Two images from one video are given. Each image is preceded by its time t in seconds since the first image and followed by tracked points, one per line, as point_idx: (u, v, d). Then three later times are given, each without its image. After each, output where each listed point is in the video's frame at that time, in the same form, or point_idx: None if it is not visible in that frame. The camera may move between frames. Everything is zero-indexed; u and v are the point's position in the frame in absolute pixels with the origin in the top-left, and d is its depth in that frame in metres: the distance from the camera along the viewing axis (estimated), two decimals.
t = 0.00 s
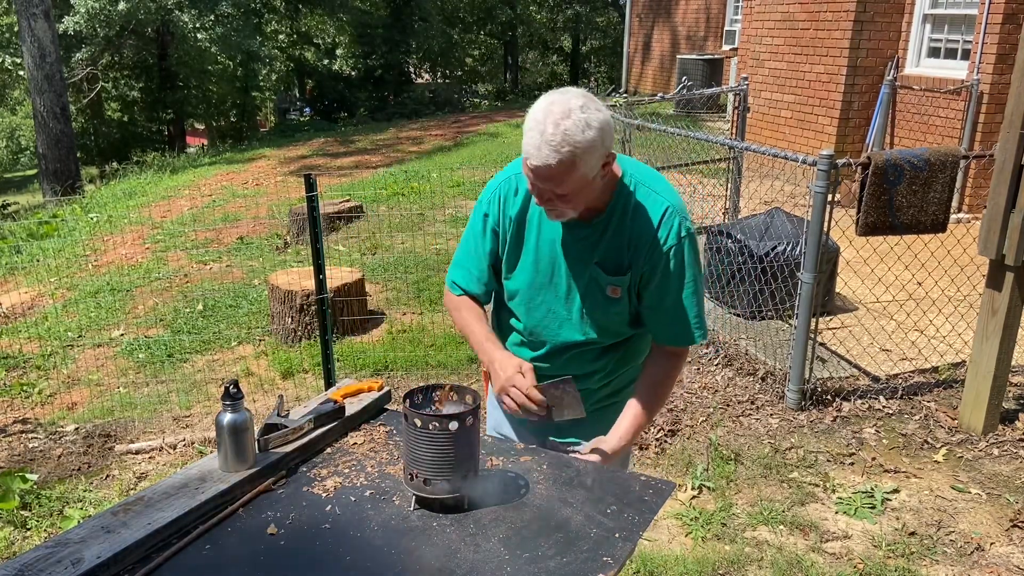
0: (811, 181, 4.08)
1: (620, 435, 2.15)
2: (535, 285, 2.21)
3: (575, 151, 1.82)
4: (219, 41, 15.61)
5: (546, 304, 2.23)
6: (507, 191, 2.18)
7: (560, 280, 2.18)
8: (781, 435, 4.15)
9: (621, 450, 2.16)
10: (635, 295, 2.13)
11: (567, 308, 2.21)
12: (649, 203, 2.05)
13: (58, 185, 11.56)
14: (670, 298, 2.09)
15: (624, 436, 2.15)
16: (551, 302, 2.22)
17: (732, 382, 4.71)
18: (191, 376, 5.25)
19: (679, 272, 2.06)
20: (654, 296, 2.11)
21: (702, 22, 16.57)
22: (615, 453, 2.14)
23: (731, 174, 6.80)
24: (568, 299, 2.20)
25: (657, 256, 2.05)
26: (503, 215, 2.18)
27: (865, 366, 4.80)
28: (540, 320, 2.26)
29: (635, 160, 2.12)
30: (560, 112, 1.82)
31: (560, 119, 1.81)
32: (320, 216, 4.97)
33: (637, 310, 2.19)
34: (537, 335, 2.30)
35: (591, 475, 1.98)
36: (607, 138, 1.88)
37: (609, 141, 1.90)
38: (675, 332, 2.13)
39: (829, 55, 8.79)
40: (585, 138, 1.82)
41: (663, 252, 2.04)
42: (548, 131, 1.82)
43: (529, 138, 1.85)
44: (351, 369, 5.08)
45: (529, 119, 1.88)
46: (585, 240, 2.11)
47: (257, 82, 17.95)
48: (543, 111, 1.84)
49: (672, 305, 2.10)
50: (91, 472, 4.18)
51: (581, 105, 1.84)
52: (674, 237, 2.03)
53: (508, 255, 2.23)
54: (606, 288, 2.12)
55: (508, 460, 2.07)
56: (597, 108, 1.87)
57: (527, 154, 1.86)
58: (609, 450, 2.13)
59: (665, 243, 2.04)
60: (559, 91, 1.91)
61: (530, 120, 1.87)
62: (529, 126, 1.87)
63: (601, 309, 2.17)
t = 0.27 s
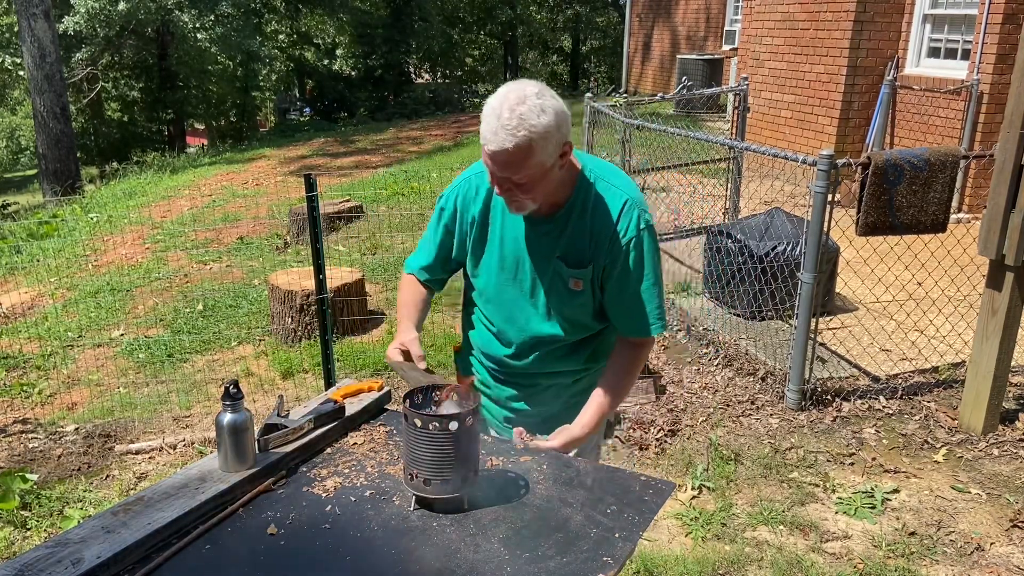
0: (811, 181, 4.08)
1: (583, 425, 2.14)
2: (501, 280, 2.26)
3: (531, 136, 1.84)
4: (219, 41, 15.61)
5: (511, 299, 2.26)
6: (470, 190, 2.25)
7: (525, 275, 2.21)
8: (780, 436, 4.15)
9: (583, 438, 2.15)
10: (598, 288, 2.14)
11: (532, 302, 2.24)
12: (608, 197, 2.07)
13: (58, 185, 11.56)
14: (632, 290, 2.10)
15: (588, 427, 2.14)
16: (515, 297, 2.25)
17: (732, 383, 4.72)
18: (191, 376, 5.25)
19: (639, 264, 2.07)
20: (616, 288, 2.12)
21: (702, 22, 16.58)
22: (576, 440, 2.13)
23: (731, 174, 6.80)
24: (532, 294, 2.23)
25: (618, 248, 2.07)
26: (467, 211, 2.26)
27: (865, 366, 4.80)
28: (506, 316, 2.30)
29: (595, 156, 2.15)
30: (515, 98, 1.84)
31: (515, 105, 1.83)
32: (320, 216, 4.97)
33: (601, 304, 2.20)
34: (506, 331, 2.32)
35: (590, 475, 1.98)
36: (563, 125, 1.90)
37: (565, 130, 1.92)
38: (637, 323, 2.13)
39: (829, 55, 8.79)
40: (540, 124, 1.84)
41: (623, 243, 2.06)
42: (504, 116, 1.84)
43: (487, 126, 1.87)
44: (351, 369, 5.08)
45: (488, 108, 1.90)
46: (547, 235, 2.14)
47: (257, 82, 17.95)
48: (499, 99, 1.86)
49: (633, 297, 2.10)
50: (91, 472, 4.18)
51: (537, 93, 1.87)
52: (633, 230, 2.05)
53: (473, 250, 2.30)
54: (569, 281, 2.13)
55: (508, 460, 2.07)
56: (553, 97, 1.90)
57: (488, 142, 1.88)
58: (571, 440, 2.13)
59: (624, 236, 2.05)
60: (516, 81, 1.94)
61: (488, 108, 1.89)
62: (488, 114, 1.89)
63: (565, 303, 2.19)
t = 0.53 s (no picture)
0: (811, 181, 4.08)
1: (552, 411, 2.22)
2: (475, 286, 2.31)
3: (499, 144, 1.86)
4: (219, 41, 15.61)
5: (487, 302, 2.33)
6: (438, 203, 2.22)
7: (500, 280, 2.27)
8: (781, 436, 4.15)
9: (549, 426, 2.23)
10: (570, 287, 2.24)
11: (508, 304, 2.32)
12: (576, 197, 2.16)
13: (58, 185, 11.56)
14: (601, 284, 2.21)
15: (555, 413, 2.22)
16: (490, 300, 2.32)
17: (732, 383, 4.72)
18: (191, 376, 5.25)
19: (609, 258, 2.19)
20: (587, 283, 2.22)
21: (702, 22, 16.58)
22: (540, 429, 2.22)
23: (731, 174, 6.80)
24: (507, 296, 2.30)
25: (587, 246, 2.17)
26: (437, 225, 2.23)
27: (865, 366, 4.80)
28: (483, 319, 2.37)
29: (556, 156, 2.23)
30: (481, 108, 1.87)
31: (482, 114, 1.86)
32: (320, 216, 4.97)
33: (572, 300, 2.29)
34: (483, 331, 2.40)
35: (589, 475, 1.99)
36: (528, 132, 1.94)
37: (530, 136, 1.96)
38: (608, 314, 2.24)
39: (829, 55, 8.79)
40: (508, 131, 1.87)
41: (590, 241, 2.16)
42: (472, 125, 1.86)
43: (454, 136, 1.89)
44: (351, 369, 5.08)
45: (454, 118, 1.92)
46: (520, 240, 2.20)
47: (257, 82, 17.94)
48: (465, 109, 1.89)
49: (603, 291, 2.21)
50: (91, 472, 4.18)
51: (502, 101, 1.90)
52: (599, 227, 2.16)
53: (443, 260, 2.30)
54: (543, 282, 2.22)
55: (508, 460, 2.06)
56: (517, 105, 1.94)
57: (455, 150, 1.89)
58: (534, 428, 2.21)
59: (593, 234, 2.16)
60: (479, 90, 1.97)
61: (454, 117, 1.91)
62: (454, 123, 1.91)
63: (539, 302, 2.28)
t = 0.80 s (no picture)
0: (811, 181, 4.08)
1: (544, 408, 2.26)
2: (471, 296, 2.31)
3: (486, 167, 1.87)
4: (219, 41, 15.60)
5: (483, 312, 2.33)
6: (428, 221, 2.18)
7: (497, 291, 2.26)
8: (781, 435, 4.15)
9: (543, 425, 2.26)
10: (566, 289, 2.25)
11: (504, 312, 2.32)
12: (565, 201, 2.17)
13: (58, 185, 11.56)
14: (594, 284, 2.23)
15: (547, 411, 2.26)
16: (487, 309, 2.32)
17: (732, 382, 4.72)
18: (191, 376, 5.25)
19: (601, 255, 2.20)
20: (582, 283, 2.23)
21: (702, 22, 16.55)
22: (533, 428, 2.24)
23: (731, 173, 6.80)
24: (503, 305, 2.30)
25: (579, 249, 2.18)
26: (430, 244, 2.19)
27: (865, 366, 4.80)
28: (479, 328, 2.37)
29: (536, 163, 2.23)
30: (466, 133, 1.87)
31: (468, 139, 1.86)
32: (320, 215, 4.97)
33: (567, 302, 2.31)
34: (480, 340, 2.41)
35: (589, 475, 1.99)
36: (513, 152, 1.94)
37: (515, 155, 1.97)
38: (601, 312, 2.27)
39: (829, 54, 8.79)
40: (494, 153, 1.87)
41: (582, 243, 2.17)
42: (458, 151, 1.86)
43: (440, 163, 1.88)
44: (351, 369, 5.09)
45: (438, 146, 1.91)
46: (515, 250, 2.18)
47: (257, 82, 17.94)
48: (450, 135, 1.88)
49: (596, 290, 2.24)
50: (91, 472, 4.18)
51: (486, 124, 1.91)
52: (589, 228, 2.17)
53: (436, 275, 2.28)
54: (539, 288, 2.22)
55: (508, 460, 2.06)
56: (501, 126, 1.94)
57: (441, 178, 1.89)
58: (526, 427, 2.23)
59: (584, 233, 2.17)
60: (463, 114, 1.96)
61: (439, 144, 1.91)
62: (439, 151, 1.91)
63: (535, 308, 2.29)
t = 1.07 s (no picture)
0: (811, 181, 4.08)
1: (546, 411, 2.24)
2: (478, 289, 2.32)
3: (500, 156, 1.87)
4: (219, 41, 15.61)
5: (490, 306, 2.34)
6: (442, 209, 2.21)
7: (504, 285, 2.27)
8: (781, 435, 4.15)
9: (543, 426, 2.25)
10: (572, 291, 2.24)
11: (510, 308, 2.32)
12: (579, 202, 2.15)
13: (58, 185, 11.56)
14: (602, 288, 2.21)
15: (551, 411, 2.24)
16: (493, 303, 2.33)
17: (732, 382, 4.72)
18: (191, 376, 5.25)
19: (611, 261, 2.18)
20: (588, 287, 2.21)
21: (702, 22, 16.53)
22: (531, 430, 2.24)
23: (731, 173, 6.80)
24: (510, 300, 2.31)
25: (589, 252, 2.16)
26: (440, 231, 2.23)
27: (865, 366, 4.81)
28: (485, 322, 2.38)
29: (557, 159, 2.21)
30: (481, 121, 1.88)
31: (483, 127, 1.87)
32: (319, 215, 4.97)
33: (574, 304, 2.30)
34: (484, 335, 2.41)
35: (589, 475, 1.99)
36: (530, 142, 1.94)
37: (532, 146, 1.96)
38: (609, 318, 2.24)
39: (829, 55, 8.79)
40: (508, 143, 1.88)
41: (592, 247, 2.15)
42: (473, 138, 1.86)
43: (455, 148, 1.90)
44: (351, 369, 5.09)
45: (454, 131, 1.93)
46: (524, 245, 2.19)
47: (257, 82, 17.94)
48: (466, 121, 1.90)
49: (604, 295, 2.22)
50: (91, 472, 4.18)
51: (502, 112, 1.91)
52: (601, 232, 2.15)
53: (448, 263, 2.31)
54: (546, 286, 2.22)
55: (508, 460, 2.06)
56: (518, 115, 1.94)
57: (456, 164, 1.90)
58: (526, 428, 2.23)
59: (596, 238, 2.15)
60: (481, 101, 1.97)
61: (455, 130, 1.92)
62: (455, 136, 1.92)
63: (541, 306, 2.28)
